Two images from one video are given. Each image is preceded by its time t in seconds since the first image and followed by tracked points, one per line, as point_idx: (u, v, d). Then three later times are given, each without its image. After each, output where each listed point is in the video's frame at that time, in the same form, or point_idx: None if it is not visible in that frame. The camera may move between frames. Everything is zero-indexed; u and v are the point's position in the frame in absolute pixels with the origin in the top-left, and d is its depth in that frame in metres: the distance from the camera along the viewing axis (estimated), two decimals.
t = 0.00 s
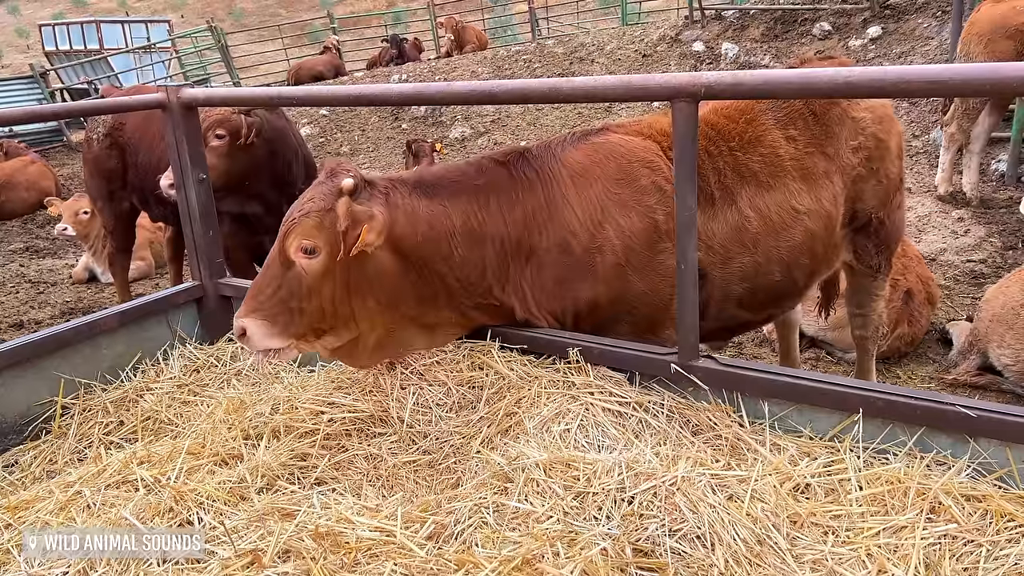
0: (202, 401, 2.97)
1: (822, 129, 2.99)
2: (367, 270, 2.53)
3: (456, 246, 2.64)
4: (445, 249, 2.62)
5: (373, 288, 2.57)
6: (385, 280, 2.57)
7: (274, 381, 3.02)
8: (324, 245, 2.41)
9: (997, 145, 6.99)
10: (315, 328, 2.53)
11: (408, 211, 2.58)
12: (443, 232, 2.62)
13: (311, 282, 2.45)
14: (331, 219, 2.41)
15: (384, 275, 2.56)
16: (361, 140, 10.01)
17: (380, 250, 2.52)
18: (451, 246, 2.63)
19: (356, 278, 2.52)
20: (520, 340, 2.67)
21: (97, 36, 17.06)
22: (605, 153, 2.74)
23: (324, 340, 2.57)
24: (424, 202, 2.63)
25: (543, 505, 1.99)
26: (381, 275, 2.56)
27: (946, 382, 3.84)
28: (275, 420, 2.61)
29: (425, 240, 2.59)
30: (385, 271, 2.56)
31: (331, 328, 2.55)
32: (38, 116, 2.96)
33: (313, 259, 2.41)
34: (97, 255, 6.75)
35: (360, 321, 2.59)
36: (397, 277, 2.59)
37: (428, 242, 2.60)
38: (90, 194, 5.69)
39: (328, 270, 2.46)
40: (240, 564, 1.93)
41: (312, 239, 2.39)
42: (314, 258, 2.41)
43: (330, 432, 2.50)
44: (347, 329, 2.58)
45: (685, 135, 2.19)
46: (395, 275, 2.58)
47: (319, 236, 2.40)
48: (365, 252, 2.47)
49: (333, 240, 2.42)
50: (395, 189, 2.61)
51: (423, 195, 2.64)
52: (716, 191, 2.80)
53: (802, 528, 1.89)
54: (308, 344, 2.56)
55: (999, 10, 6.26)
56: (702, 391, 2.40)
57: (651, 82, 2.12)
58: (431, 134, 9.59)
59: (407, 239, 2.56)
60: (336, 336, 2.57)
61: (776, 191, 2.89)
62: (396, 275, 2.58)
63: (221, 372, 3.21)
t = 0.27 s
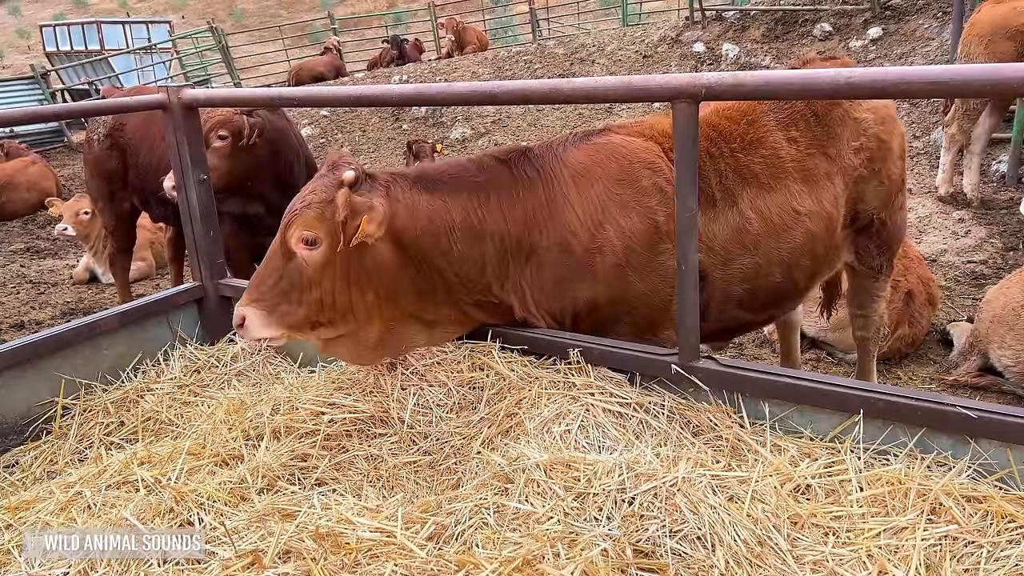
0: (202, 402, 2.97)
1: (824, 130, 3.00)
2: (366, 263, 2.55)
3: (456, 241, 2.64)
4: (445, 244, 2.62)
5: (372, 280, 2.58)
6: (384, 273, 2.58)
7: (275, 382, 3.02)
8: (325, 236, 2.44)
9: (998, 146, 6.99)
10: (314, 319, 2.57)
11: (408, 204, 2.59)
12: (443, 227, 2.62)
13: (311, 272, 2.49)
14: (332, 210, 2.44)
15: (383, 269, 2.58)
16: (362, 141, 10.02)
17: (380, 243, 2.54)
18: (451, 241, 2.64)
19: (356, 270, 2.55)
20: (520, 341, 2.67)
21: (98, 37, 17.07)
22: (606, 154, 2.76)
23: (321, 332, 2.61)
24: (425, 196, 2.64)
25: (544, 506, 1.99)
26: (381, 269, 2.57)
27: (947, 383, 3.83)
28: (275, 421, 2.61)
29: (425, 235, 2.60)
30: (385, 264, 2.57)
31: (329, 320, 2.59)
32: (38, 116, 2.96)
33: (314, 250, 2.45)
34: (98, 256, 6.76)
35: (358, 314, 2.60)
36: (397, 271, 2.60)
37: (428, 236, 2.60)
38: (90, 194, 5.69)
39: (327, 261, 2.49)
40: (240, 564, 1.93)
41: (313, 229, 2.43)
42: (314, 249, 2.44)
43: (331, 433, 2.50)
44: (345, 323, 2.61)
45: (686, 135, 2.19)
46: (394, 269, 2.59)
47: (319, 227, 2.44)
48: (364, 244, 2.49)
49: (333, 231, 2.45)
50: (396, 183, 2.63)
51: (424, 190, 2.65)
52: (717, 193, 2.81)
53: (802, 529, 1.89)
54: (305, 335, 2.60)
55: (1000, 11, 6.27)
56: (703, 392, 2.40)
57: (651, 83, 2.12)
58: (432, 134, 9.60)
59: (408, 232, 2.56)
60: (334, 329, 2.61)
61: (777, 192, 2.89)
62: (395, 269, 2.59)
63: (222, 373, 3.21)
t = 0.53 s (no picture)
0: (203, 403, 2.97)
1: (827, 131, 3.00)
2: (360, 247, 2.69)
3: (451, 232, 2.73)
4: (440, 235, 2.72)
5: (366, 264, 2.72)
6: (377, 258, 2.72)
7: (276, 383, 3.02)
8: (321, 218, 2.60)
9: (999, 147, 6.98)
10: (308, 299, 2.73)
11: (406, 193, 2.70)
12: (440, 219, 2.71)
13: (306, 254, 2.64)
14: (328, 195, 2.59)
15: (377, 254, 2.71)
16: (363, 142, 10.02)
17: (375, 229, 2.67)
18: (446, 232, 2.72)
19: (350, 253, 2.69)
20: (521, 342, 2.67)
21: (99, 38, 17.10)
22: (608, 154, 2.79)
23: (314, 311, 2.76)
24: (424, 187, 2.73)
25: (544, 507, 1.99)
26: (375, 254, 2.71)
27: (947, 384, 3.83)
28: (276, 421, 2.61)
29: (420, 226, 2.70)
30: (379, 250, 2.71)
31: (322, 299, 2.74)
32: (40, 117, 2.96)
33: (310, 231, 2.61)
34: (99, 256, 6.76)
35: (351, 295, 2.76)
36: (391, 257, 2.73)
37: (423, 226, 2.70)
38: (91, 195, 5.70)
39: (323, 244, 2.65)
40: (240, 565, 1.94)
41: (310, 212, 2.59)
42: (309, 231, 2.61)
43: (331, 434, 2.49)
44: (339, 303, 2.77)
45: (687, 136, 2.19)
46: (388, 254, 2.72)
47: (316, 209, 2.60)
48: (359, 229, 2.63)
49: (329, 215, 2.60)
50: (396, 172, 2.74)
51: (424, 181, 2.75)
52: (719, 195, 2.81)
53: (803, 530, 1.89)
54: (300, 314, 2.75)
55: (1001, 12, 6.27)
56: (703, 393, 2.40)
57: (651, 83, 2.12)
58: (433, 135, 9.60)
59: (404, 220, 2.67)
60: (327, 307, 2.76)
61: (779, 194, 2.89)
62: (389, 254, 2.73)
63: (222, 374, 3.22)
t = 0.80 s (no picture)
0: (204, 403, 2.97)
1: (829, 131, 2.99)
2: (359, 233, 2.83)
3: (446, 222, 2.83)
4: (436, 224, 2.82)
5: (364, 252, 2.86)
6: (375, 246, 2.85)
7: (276, 384, 3.03)
8: (320, 206, 2.76)
9: (999, 148, 6.98)
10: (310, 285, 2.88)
11: (404, 184, 2.81)
12: (436, 211, 2.82)
13: (308, 241, 2.80)
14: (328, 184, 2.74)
15: (375, 241, 2.84)
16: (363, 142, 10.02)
17: (373, 217, 2.80)
18: (441, 224, 2.83)
19: (350, 240, 2.83)
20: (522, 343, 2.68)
21: (100, 39, 17.11)
22: (608, 155, 2.84)
23: (314, 300, 2.91)
24: (422, 177, 2.85)
25: (545, 507, 1.99)
26: (372, 240, 2.84)
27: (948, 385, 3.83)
28: (276, 421, 2.61)
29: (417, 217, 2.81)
30: (376, 238, 2.84)
31: (322, 289, 2.89)
32: (41, 118, 2.96)
33: (311, 219, 2.77)
34: (99, 257, 6.77)
35: (350, 283, 2.89)
36: (388, 244, 2.85)
37: (419, 214, 2.81)
38: (91, 196, 5.70)
39: (323, 230, 2.81)
40: (241, 566, 1.94)
41: (310, 200, 2.75)
42: (311, 218, 2.77)
43: (332, 434, 2.48)
44: (340, 290, 2.90)
45: (687, 138, 2.19)
46: (385, 241, 2.85)
47: (317, 197, 2.76)
48: (358, 214, 2.77)
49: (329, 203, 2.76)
50: (396, 161, 2.86)
51: (422, 171, 2.86)
52: (721, 196, 2.82)
53: (803, 532, 1.89)
54: (298, 301, 2.91)
55: (1001, 13, 6.27)
56: (704, 394, 2.40)
57: (652, 85, 2.12)
58: (434, 136, 9.60)
59: (401, 207, 2.80)
60: (326, 296, 2.91)
61: (781, 196, 2.89)
62: (386, 242, 2.85)
63: (223, 375, 3.22)
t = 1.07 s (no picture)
0: (204, 404, 2.97)
1: (832, 132, 2.99)
2: (360, 226, 2.85)
3: (444, 217, 2.85)
4: (434, 219, 2.85)
5: (365, 245, 2.88)
6: (375, 240, 2.87)
7: (277, 385, 3.03)
8: (323, 198, 2.78)
9: (1000, 149, 6.98)
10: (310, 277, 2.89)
11: (405, 178, 2.85)
12: (436, 205, 2.84)
13: (309, 232, 2.82)
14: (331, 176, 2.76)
15: (376, 233, 2.86)
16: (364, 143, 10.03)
17: (374, 210, 2.83)
18: (440, 218, 2.85)
19: (351, 233, 2.86)
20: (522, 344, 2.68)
21: (102, 40, 17.14)
22: (607, 155, 2.85)
23: (317, 288, 2.92)
24: (423, 172, 2.88)
25: (545, 508, 1.99)
26: (373, 233, 2.86)
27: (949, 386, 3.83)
28: (277, 422, 2.61)
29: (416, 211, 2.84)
30: (377, 232, 2.86)
31: (326, 278, 2.90)
32: (42, 118, 2.96)
33: (314, 211, 2.79)
34: (100, 257, 6.77)
35: (351, 274, 2.90)
36: (388, 237, 2.88)
37: (418, 207, 2.84)
38: (92, 196, 5.70)
39: (326, 222, 2.82)
40: (241, 566, 1.94)
41: (313, 191, 2.77)
42: (314, 210, 2.79)
43: (332, 435, 2.48)
44: (341, 283, 2.92)
45: (688, 139, 2.19)
46: (386, 234, 2.88)
47: (320, 189, 2.78)
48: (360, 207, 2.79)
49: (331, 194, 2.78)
50: (397, 155, 2.90)
51: (422, 166, 2.89)
52: (721, 197, 2.82)
53: (804, 533, 1.89)
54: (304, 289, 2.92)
55: (1002, 14, 6.27)
56: (704, 395, 2.40)
57: (653, 86, 2.12)
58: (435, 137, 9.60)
59: (401, 201, 2.83)
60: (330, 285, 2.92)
61: (783, 197, 2.89)
62: (386, 236, 2.88)
63: (223, 375, 3.22)
